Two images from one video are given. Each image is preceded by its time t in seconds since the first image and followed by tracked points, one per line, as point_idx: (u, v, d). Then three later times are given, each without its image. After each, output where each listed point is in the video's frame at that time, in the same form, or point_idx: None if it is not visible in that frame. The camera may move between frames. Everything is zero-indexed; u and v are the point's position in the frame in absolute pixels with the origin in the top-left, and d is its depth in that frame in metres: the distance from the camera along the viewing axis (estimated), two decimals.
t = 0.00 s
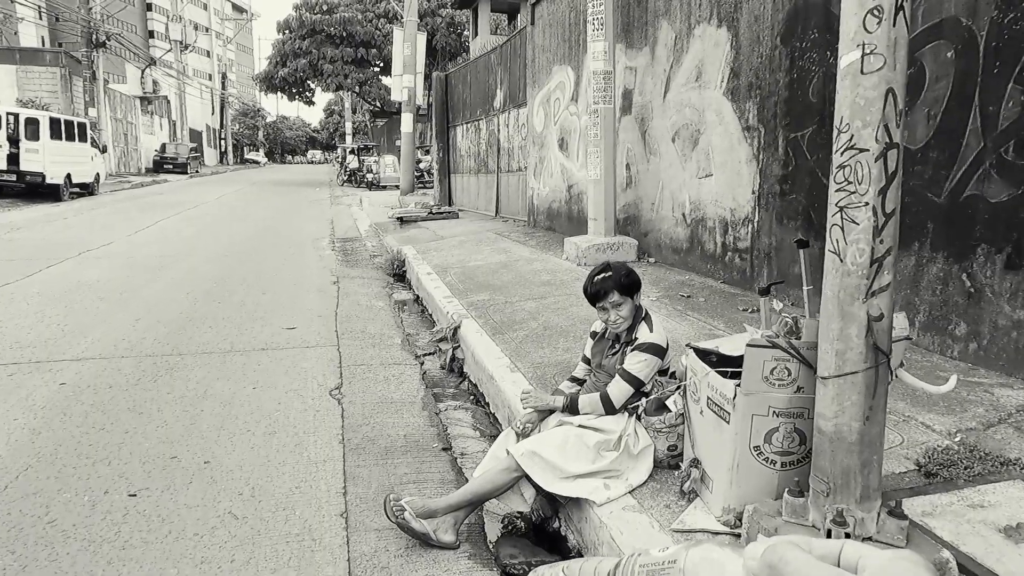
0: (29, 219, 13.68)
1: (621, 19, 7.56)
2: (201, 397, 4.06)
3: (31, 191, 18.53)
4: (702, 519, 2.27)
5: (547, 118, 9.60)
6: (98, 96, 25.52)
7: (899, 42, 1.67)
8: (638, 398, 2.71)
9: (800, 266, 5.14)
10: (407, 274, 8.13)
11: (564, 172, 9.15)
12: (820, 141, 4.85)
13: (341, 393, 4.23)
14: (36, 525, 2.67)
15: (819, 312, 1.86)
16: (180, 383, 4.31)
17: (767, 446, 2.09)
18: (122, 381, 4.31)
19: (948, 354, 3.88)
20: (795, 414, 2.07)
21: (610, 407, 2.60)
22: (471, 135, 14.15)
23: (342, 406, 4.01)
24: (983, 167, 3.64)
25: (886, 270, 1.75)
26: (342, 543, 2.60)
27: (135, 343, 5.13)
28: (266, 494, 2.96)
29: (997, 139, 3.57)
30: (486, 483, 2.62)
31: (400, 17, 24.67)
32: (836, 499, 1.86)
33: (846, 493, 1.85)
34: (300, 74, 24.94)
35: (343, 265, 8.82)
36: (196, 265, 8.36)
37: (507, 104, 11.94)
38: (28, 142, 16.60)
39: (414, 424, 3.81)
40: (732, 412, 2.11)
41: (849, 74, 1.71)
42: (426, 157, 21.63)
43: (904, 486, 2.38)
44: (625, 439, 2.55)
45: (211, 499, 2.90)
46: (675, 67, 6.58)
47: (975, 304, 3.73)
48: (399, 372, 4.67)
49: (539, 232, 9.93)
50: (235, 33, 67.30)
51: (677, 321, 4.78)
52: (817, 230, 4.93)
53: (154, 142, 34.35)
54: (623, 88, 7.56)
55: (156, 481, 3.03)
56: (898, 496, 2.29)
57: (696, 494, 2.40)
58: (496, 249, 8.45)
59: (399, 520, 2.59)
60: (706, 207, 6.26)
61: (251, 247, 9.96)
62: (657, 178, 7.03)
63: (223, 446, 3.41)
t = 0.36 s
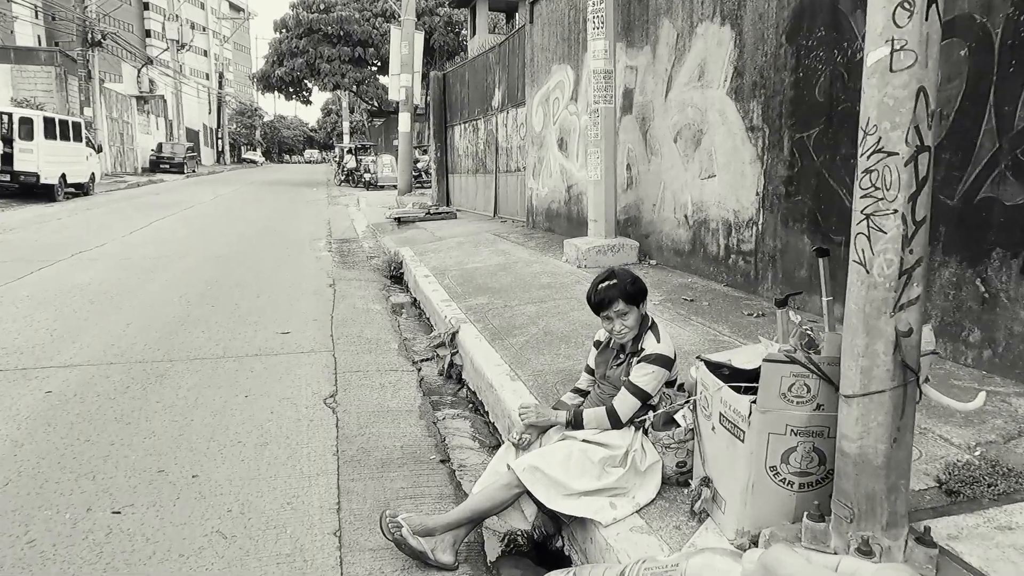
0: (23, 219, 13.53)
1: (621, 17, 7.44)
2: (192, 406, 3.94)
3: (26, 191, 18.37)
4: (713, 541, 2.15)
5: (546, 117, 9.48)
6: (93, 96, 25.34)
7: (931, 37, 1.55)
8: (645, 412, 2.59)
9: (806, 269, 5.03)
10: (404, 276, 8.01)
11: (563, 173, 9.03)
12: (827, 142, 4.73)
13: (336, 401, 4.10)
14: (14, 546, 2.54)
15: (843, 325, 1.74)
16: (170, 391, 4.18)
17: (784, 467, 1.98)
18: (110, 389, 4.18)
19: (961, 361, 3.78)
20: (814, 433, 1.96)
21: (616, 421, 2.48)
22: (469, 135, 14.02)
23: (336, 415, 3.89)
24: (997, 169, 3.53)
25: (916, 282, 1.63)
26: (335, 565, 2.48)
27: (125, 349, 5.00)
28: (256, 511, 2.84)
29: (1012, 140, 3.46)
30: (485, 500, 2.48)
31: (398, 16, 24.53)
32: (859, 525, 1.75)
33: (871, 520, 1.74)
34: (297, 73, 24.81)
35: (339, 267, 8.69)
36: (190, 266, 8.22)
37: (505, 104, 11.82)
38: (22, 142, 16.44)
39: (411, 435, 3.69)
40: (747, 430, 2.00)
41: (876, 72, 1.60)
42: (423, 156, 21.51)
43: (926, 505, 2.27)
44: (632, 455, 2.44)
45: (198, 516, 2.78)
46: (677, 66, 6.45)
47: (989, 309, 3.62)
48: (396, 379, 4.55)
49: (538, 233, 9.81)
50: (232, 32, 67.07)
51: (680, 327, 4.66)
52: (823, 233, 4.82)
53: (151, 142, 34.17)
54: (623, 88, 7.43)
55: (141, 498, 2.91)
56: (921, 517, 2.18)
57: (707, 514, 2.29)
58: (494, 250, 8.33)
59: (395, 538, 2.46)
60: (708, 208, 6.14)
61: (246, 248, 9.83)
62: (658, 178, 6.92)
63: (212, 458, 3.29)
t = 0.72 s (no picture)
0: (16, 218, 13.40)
1: (621, 13, 7.32)
2: (183, 411, 3.83)
3: (21, 190, 18.22)
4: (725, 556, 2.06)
5: (545, 115, 9.37)
6: (89, 94, 25.16)
7: (964, 24, 1.45)
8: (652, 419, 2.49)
9: (811, 269, 4.94)
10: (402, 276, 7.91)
11: (562, 171, 8.92)
12: (834, 139, 4.63)
13: (331, 405, 4.00)
14: None
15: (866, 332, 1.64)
16: (162, 395, 4.08)
17: (802, 480, 1.88)
18: (100, 393, 4.07)
19: (973, 363, 3.68)
20: (833, 444, 1.86)
21: (623, 429, 2.39)
22: (467, 133, 13.91)
23: (331, 420, 3.78)
24: (1011, 167, 3.43)
25: (947, 287, 1.53)
26: None
27: (117, 351, 4.88)
28: (247, 522, 2.74)
29: None
30: (486, 513, 2.38)
31: (395, 14, 24.38)
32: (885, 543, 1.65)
33: (897, 538, 1.64)
34: (294, 71, 24.66)
35: (336, 266, 8.58)
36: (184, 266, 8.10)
37: (503, 101, 11.70)
38: (16, 140, 16.28)
39: (409, 440, 3.59)
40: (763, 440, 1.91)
41: (905, 62, 1.50)
42: (421, 155, 21.38)
43: (947, 517, 2.17)
44: (638, 464, 2.33)
45: (187, 528, 2.67)
46: (678, 62, 6.35)
47: (1003, 311, 3.53)
48: (393, 382, 4.45)
49: (537, 232, 9.71)
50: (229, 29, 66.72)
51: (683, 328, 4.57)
52: (829, 232, 4.73)
53: (146, 140, 33.99)
54: (624, 85, 7.33)
55: (128, 508, 2.80)
56: (943, 530, 2.08)
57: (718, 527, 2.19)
58: (493, 249, 8.23)
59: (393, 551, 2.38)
60: (711, 206, 6.04)
61: (242, 247, 9.71)
62: (659, 177, 6.82)
63: (203, 466, 3.18)
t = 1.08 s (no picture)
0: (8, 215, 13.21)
1: (622, 6, 7.17)
2: (171, 413, 3.68)
3: (13, 187, 18.02)
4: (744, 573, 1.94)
5: (544, 109, 9.22)
6: (82, 90, 24.92)
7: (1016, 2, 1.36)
8: (663, 425, 2.39)
9: (819, 266, 4.82)
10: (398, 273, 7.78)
11: (561, 166, 8.79)
12: (842, 133, 4.51)
13: (326, 408, 3.87)
14: None
15: (903, 337, 1.53)
16: (150, 396, 3.94)
17: (829, 494, 1.76)
18: (85, 395, 3.93)
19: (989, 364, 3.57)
20: (862, 457, 1.73)
21: (633, 437, 2.29)
22: (464, 129, 13.75)
23: (326, 423, 3.65)
24: None
25: (993, 288, 1.43)
26: None
27: (105, 351, 4.74)
28: (236, 534, 2.61)
29: None
30: (489, 527, 2.26)
31: (392, 9, 24.16)
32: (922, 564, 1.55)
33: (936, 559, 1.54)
34: (289, 66, 24.44)
35: (331, 264, 8.44)
36: (176, 263, 7.96)
37: (501, 96, 11.55)
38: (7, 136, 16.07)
39: (406, 444, 3.46)
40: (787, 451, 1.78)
41: (950, 43, 1.40)
42: (418, 151, 21.19)
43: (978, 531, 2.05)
44: (649, 475, 2.22)
45: (173, 541, 2.54)
46: (681, 55, 6.21)
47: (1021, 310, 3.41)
48: (389, 383, 4.31)
49: (536, 229, 9.57)
50: (225, 25, 66.35)
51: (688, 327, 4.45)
52: (838, 229, 4.61)
53: (141, 136, 33.73)
54: (624, 78, 7.19)
55: (111, 520, 2.67)
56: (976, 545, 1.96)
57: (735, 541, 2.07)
58: (491, 246, 8.10)
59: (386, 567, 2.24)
60: (714, 202, 5.91)
61: (236, 244, 9.55)
62: (661, 172, 6.68)
63: (192, 473, 3.05)
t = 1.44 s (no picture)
0: None
1: None
2: (163, 416, 3.57)
3: (5, 182, 17.82)
4: None
5: (543, 103, 9.10)
6: (75, 84, 24.67)
7: None
8: (675, 432, 2.29)
9: (826, 263, 4.72)
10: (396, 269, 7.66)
11: (561, 161, 8.67)
12: (851, 126, 4.40)
13: (322, 410, 3.76)
14: None
15: (945, 342, 1.46)
16: (141, 397, 3.82)
17: (858, 508, 1.66)
18: (74, 397, 3.81)
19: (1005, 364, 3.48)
20: (894, 470, 1.63)
21: (645, 444, 2.22)
22: (462, 123, 13.61)
23: (323, 425, 3.55)
24: None
25: None
26: None
27: (95, 351, 4.62)
28: (229, 544, 2.49)
29: None
30: (494, 539, 2.21)
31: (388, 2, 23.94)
32: None
33: None
34: (284, 60, 24.25)
35: (327, 260, 8.32)
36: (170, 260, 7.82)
37: (499, 90, 11.41)
38: None
39: (405, 448, 3.35)
40: (812, 463, 1.69)
41: (1001, 25, 1.34)
42: (415, 146, 21.04)
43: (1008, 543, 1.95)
44: (661, 484, 2.13)
45: (162, 553, 2.43)
46: (683, 47, 6.08)
47: None
48: (387, 384, 4.20)
49: (534, 224, 9.46)
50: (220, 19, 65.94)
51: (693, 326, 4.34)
52: (846, 225, 4.51)
53: (135, 131, 33.48)
54: (625, 71, 7.06)
55: (98, 530, 2.55)
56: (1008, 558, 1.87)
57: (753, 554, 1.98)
58: (490, 242, 7.99)
59: None
60: (717, 197, 5.81)
61: (230, 240, 9.42)
62: (663, 167, 6.57)
63: (183, 479, 2.94)
